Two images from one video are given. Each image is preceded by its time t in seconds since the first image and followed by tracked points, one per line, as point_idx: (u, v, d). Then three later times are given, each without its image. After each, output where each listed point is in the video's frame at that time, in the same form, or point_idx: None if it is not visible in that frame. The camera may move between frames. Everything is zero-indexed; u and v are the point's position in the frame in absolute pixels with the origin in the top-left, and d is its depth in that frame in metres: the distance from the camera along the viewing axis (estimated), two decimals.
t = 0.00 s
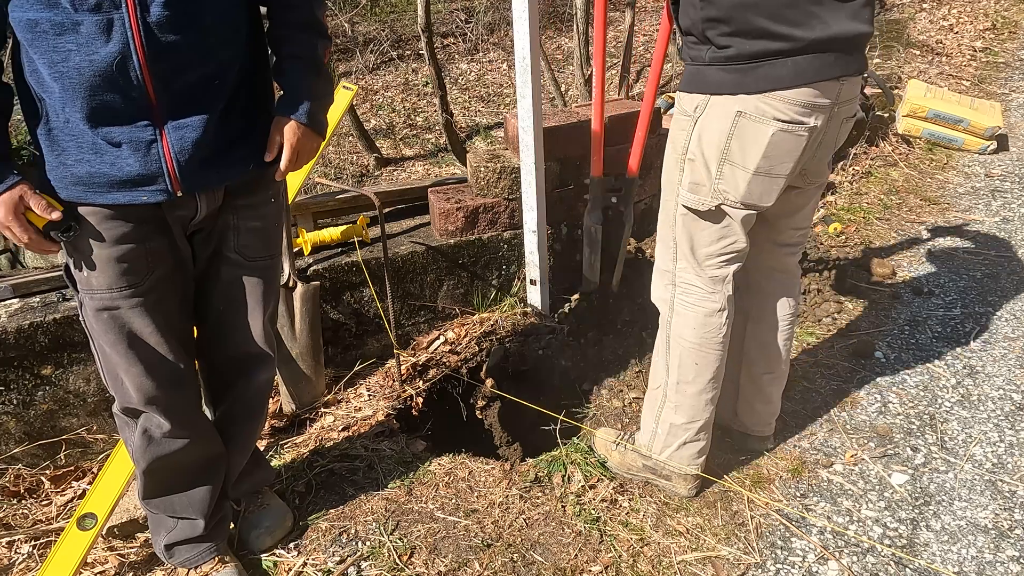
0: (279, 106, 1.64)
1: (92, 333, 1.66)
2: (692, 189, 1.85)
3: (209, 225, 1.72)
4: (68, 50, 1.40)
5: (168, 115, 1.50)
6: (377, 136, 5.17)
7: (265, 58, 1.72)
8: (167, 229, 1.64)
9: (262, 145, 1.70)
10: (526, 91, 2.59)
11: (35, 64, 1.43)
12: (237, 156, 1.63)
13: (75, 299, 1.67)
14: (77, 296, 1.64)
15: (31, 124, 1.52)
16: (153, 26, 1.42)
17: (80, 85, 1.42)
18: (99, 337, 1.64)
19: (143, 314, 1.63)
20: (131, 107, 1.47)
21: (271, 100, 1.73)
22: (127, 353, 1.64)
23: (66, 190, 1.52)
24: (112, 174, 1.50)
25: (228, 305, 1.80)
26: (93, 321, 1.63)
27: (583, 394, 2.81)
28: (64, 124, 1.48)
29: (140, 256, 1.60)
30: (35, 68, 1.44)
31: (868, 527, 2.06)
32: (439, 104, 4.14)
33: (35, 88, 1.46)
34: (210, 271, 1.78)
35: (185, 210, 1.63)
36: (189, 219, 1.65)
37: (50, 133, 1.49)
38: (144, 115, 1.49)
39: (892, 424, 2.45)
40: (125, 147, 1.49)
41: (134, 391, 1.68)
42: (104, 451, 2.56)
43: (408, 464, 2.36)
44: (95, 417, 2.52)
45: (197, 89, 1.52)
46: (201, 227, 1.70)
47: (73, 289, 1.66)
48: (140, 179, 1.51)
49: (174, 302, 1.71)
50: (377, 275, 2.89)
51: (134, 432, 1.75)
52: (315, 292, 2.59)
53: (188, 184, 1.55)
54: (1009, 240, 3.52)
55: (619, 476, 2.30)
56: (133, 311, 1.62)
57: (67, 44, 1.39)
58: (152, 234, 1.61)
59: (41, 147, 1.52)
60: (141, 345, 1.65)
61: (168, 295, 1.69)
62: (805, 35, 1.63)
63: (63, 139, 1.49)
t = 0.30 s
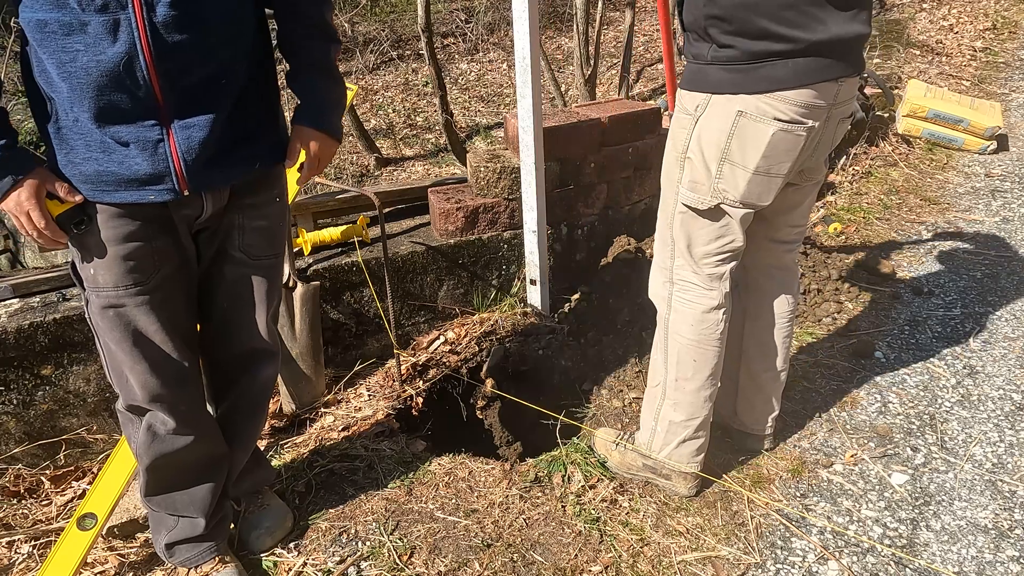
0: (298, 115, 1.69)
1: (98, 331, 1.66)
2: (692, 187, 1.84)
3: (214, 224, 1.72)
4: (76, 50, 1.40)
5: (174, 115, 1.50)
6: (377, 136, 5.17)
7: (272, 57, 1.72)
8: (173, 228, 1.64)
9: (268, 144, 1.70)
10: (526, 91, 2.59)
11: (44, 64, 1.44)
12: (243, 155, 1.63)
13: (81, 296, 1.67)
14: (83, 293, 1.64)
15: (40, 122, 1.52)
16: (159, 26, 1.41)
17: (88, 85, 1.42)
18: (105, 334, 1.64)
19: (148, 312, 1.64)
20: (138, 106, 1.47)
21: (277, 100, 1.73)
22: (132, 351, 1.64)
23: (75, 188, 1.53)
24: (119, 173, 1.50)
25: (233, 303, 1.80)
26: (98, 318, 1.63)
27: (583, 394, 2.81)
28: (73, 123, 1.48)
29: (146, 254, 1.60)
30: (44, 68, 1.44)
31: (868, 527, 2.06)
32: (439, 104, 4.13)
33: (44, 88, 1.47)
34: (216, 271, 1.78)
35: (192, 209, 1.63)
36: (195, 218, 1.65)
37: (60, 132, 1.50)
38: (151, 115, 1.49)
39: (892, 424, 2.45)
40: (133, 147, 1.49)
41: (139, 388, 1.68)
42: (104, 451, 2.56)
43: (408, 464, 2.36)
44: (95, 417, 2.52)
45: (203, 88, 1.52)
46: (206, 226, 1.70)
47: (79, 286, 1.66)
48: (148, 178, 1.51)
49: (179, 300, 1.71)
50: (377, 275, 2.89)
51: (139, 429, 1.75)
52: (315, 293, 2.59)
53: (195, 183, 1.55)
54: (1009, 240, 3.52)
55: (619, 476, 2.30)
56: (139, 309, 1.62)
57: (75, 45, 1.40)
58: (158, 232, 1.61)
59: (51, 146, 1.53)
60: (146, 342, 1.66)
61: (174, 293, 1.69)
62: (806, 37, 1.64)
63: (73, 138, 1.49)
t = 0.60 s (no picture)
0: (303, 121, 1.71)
1: (99, 330, 1.66)
2: (698, 190, 1.85)
3: (216, 224, 1.71)
4: (79, 50, 1.40)
5: (177, 115, 1.50)
6: (377, 136, 5.17)
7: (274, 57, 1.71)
8: (175, 228, 1.64)
9: (270, 144, 1.70)
10: (526, 91, 2.59)
11: (47, 64, 1.43)
12: (245, 156, 1.63)
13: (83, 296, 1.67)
14: (85, 293, 1.64)
15: (42, 123, 1.52)
16: (165, 26, 1.42)
17: (91, 85, 1.42)
18: (106, 334, 1.64)
19: (150, 312, 1.64)
20: (141, 107, 1.47)
21: (280, 100, 1.72)
22: (134, 351, 1.64)
23: (76, 188, 1.52)
24: (122, 173, 1.49)
25: (234, 302, 1.80)
26: (100, 318, 1.63)
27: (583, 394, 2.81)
28: (74, 123, 1.48)
29: (148, 254, 1.60)
30: (46, 68, 1.44)
31: (867, 527, 2.06)
32: (439, 104, 4.14)
33: (46, 88, 1.46)
34: (217, 270, 1.77)
35: (193, 209, 1.62)
36: (196, 218, 1.65)
37: (60, 132, 1.50)
38: (154, 115, 1.49)
39: (892, 424, 2.45)
40: (136, 147, 1.49)
41: (140, 387, 1.68)
42: (104, 451, 2.56)
43: (408, 464, 2.36)
44: (95, 417, 2.52)
45: (206, 89, 1.52)
46: (208, 225, 1.69)
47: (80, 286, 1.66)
48: (150, 178, 1.51)
49: (182, 300, 1.71)
50: (377, 275, 2.89)
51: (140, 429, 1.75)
52: (315, 292, 2.59)
53: (197, 183, 1.55)
54: (1009, 240, 3.52)
55: (619, 476, 2.30)
56: (140, 309, 1.62)
57: (78, 44, 1.39)
58: (160, 232, 1.61)
59: (52, 146, 1.52)
60: (148, 342, 1.66)
61: (176, 293, 1.68)
62: (813, 37, 1.64)
63: (74, 138, 1.49)
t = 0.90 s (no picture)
0: (300, 126, 1.71)
1: (96, 331, 1.66)
2: (698, 194, 1.84)
3: (212, 224, 1.71)
4: (79, 49, 1.40)
5: (175, 116, 1.50)
6: (377, 136, 5.17)
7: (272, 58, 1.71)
8: (171, 228, 1.64)
9: (267, 145, 1.70)
10: (526, 91, 2.59)
11: (47, 63, 1.43)
12: (243, 158, 1.63)
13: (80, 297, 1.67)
14: (82, 294, 1.64)
15: (41, 121, 1.52)
16: (165, 28, 1.42)
17: (90, 85, 1.42)
18: (103, 334, 1.64)
19: (146, 312, 1.63)
20: (140, 107, 1.47)
21: (279, 102, 1.73)
22: (131, 351, 1.64)
23: (72, 187, 1.52)
24: (117, 173, 1.49)
25: (232, 302, 1.80)
26: (97, 319, 1.63)
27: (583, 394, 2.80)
28: (72, 122, 1.48)
29: (144, 255, 1.60)
30: (46, 66, 1.44)
31: (868, 527, 2.06)
32: (439, 104, 4.13)
33: (46, 85, 1.46)
34: (214, 270, 1.77)
35: (188, 210, 1.62)
36: (193, 217, 1.65)
37: (57, 130, 1.49)
38: (152, 115, 1.49)
39: (892, 424, 2.45)
40: (132, 147, 1.49)
41: (137, 387, 1.68)
42: (104, 451, 2.57)
43: (408, 464, 2.36)
44: (95, 417, 2.52)
45: (205, 91, 1.52)
46: (205, 225, 1.69)
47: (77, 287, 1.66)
48: (146, 178, 1.50)
49: (178, 300, 1.71)
50: (377, 275, 2.89)
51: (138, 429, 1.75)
52: (315, 292, 2.59)
53: (193, 185, 1.55)
54: (1009, 240, 3.52)
55: (620, 476, 2.30)
56: (137, 309, 1.62)
57: (78, 44, 1.39)
58: (156, 232, 1.61)
59: (49, 145, 1.52)
60: (145, 343, 1.66)
61: (172, 293, 1.69)
62: (815, 37, 1.64)
63: (71, 137, 1.49)
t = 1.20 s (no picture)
0: (300, 129, 1.70)
1: (91, 329, 1.66)
2: (705, 201, 1.82)
3: (210, 223, 1.71)
4: (78, 49, 1.40)
5: (173, 117, 1.50)
6: (377, 136, 5.17)
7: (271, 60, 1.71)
8: (168, 227, 1.63)
9: (268, 146, 1.70)
10: (526, 91, 2.59)
11: (46, 61, 1.44)
12: (242, 159, 1.63)
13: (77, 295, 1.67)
14: (79, 292, 1.64)
15: (40, 119, 1.52)
16: (165, 31, 1.42)
17: (88, 85, 1.42)
18: (98, 332, 1.64)
19: (141, 310, 1.63)
20: (137, 107, 1.47)
21: (278, 103, 1.73)
22: (124, 349, 1.63)
23: (70, 185, 1.52)
24: (113, 172, 1.49)
25: (230, 301, 1.80)
26: (93, 317, 1.63)
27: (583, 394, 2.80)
28: (70, 121, 1.48)
29: (139, 253, 1.59)
30: (46, 64, 1.45)
31: (868, 527, 2.06)
32: (439, 104, 4.13)
33: (45, 83, 1.47)
34: (212, 269, 1.77)
35: (184, 210, 1.61)
36: (189, 217, 1.64)
37: (56, 129, 1.50)
38: (150, 116, 1.48)
39: (892, 424, 2.45)
40: (129, 147, 1.49)
41: (130, 387, 1.67)
42: (104, 451, 2.57)
43: (408, 464, 2.36)
44: (95, 417, 2.52)
45: (204, 92, 1.52)
46: (201, 225, 1.69)
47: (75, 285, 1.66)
48: (143, 179, 1.50)
49: (174, 298, 1.70)
50: (377, 275, 2.89)
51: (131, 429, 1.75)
52: (315, 292, 2.59)
53: (189, 185, 1.55)
54: (1009, 241, 3.52)
55: (620, 476, 2.30)
56: (130, 309, 1.61)
57: (78, 44, 1.40)
58: (152, 232, 1.60)
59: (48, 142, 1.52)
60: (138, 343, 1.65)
61: (168, 293, 1.68)
62: (818, 35, 1.65)
63: (69, 135, 1.49)
